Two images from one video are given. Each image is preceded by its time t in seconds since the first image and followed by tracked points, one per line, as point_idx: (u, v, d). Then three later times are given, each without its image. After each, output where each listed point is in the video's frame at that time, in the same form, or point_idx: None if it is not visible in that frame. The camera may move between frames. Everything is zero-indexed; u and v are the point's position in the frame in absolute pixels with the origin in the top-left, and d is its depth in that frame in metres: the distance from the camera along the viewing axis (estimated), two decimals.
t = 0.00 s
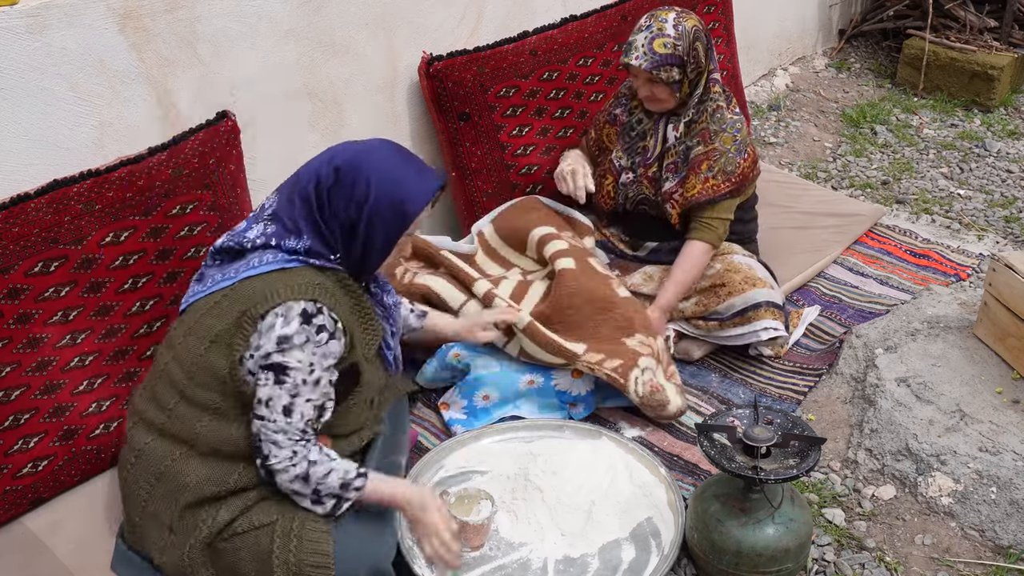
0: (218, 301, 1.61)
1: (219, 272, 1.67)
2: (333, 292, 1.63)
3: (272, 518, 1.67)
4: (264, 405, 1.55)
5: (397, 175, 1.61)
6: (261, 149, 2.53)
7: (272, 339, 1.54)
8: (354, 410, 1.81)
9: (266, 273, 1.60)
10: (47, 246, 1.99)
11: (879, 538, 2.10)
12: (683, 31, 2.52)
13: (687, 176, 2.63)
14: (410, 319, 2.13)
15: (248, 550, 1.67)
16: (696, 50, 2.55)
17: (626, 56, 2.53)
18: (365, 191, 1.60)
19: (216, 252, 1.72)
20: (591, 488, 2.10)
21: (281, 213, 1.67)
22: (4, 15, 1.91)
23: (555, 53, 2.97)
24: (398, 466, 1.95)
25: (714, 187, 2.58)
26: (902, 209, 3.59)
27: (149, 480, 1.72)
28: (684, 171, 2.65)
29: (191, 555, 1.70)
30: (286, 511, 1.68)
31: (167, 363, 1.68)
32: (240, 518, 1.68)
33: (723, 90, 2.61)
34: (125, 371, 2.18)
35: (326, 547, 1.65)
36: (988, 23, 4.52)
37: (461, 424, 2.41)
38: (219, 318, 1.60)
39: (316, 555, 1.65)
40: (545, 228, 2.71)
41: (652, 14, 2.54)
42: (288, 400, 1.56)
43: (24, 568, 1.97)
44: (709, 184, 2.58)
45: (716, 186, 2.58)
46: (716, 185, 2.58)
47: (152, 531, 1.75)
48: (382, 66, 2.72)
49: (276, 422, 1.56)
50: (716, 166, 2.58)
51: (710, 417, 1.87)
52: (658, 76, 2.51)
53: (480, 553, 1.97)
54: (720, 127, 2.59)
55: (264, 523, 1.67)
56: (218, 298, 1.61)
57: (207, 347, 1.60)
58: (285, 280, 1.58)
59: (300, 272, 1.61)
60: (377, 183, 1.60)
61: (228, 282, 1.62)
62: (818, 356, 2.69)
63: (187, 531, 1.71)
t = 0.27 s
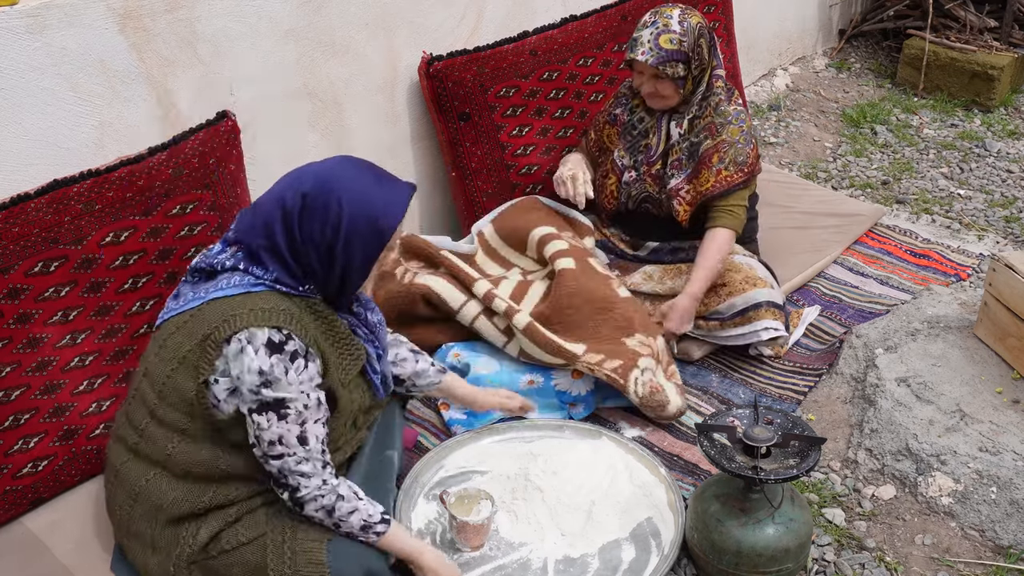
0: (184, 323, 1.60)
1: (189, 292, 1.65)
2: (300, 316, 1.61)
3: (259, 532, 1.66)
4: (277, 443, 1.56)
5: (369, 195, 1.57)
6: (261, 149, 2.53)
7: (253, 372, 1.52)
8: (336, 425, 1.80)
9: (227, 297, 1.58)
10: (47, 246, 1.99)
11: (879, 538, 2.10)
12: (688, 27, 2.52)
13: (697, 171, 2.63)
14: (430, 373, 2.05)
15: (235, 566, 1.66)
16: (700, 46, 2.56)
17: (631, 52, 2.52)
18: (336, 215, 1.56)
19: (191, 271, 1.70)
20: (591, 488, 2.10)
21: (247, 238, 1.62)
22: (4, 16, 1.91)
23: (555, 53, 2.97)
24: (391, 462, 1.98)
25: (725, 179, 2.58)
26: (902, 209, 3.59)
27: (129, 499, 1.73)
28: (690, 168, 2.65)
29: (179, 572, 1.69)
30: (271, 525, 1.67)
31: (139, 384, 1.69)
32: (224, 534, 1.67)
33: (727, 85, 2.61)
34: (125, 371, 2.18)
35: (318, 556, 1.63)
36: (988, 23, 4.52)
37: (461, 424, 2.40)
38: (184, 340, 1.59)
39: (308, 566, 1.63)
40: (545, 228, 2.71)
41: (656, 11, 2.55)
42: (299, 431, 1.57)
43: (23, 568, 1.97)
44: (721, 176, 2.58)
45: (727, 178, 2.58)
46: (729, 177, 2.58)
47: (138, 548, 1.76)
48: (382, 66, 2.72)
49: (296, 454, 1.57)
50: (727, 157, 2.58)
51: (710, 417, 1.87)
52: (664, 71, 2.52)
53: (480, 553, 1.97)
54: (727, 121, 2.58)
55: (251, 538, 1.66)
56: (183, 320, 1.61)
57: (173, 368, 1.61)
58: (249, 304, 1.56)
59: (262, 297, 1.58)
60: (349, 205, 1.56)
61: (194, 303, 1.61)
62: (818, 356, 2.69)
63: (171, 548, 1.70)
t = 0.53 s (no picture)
0: (199, 329, 1.59)
1: (211, 296, 1.64)
2: (312, 339, 1.60)
3: (264, 540, 1.66)
4: (294, 467, 1.57)
5: (385, 217, 1.56)
6: (261, 149, 2.53)
7: (271, 394, 1.52)
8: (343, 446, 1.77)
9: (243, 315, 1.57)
10: (47, 246, 1.99)
11: (879, 538, 2.10)
12: (693, 25, 2.53)
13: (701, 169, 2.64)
14: (471, 382, 2.08)
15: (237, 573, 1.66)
16: (704, 45, 2.56)
17: (636, 48, 2.52)
18: (352, 237, 1.55)
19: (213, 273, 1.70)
20: (591, 487, 2.10)
21: (264, 264, 1.61)
22: (4, 16, 1.91)
23: (555, 53, 2.97)
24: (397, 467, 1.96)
25: (730, 177, 2.59)
26: (902, 209, 3.59)
27: (131, 497, 1.72)
28: (693, 167, 2.66)
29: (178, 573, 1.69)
30: (276, 533, 1.68)
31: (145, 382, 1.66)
32: (226, 539, 1.68)
33: (729, 84, 2.62)
34: (125, 371, 2.18)
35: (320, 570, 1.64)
36: (988, 23, 4.52)
37: (462, 424, 2.40)
38: (197, 346, 1.58)
39: None
40: (545, 228, 2.71)
41: (661, 8, 2.55)
42: (317, 455, 1.58)
43: (23, 568, 1.97)
44: (725, 173, 2.59)
45: (731, 175, 2.59)
46: (734, 174, 2.59)
47: (138, 544, 1.76)
48: (382, 66, 2.72)
49: (312, 478, 1.59)
50: (731, 154, 2.59)
51: (710, 417, 1.87)
52: (668, 68, 2.52)
53: (480, 551, 1.96)
54: (729, 118, 2.59)
55: (256, 545, 1.66)
56: (196, 327, 1.59)
57: (182, 372, 1.58)
58: (267, 325, 1.56)
59: (279, 317, 1.58)
60: (364, 229, 1.55)
61: (215, 310, 1.60)
62: (818, 356, 2.69)
63: (171, 549, 1.70)
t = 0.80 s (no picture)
0: (221, 335, 1.58)
1: (229, 300, 1.65)
2: (335, 346, 1.59)
3: (278, 549, 1.66)
4: (301, 477, 1.57)
5: (411, 226, 1.56)
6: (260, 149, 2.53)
7: (290, 404, 1.51)
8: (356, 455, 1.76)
9: (269, 321, 1.57)
10: (48, 246, 1.99)
11: (879, 538, 2.10)
12: (703, 28, 2.52)
13: (696, 174, 2.63)
14: (458, 377, 2.07)
15: None
16: (712, 49, 2.56)
17: (644, 47, 2.52)
18: (376, 246, 1.55)
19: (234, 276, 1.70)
20: (584, 476, 2.11)
21: (286, 270, 1.61)
22: (4, 16, 1.91)
23: (555, 53, 2.97)
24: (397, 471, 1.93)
25: (723, 187, 2.59)
26: (903, 209, 3.59)
27: (144, 500, 1.71)
28: (691, 172, 2.65)
29: None
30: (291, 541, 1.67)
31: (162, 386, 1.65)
32: (240, 546, 1.67)
33: (734, 91, 2.61)
34: (126, 371, 2.18)
35: None
36: (988, 23, 4.52)
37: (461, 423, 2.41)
38: (218, 351, 1.57)
39: None
40: (545, 228, 2.70)
41: (671, 9, 2.55)
42: (325, 466, 1.58)
43: (24, 568, 1.97)
44: (718, 184, 2.59)
45: (725, 186, 2.59)
46: (726, 185, 2.59)
47: (149, 546, 1.75)
48: (382, 66, 2.72)
49: (317, 489, 1.59)
50: (726, 166, 2.58)
51: (710, 417, 1.87)
52: (675, 69, 2.52)
53: (474, 539, 1.96)
54: (731, 128, 2.59)
55: (269, 554, 1.66)
56: (218, 332, 1.59)
57: (202, 377, 1.58)
58: (293, 333, 1.56)
59: (303, 325, 1.57)
60: (388, 238, 1.55)
61: (236, 316, 1.59)
62: (818, 356, 2.69)
63: (184, 553, 1.70)
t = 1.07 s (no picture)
0: (215, 336, 1.58)
1: (225, 301, 1.64)
2: (331, 348, 1.58)
3: (278, 550, 1.66)
4: (291, 478, 1.56)
5: (406, 227, 1.55)
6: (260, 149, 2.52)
7: (282, 407, 1.51)
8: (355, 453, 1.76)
9: (265, 322, 1.56)
10: (47, 246, 1.99)
11: (879, 538, 2.09)
12: (711, 28, 2.53)
13: (700, 176, 2.63)
14: (443, 369, 2.08)
15: None
16: (720, 49, 2.57)
17: (653, 46, 2.52)
18: (371, 246, 1.55)
19: (230, 276, 1.69)
20: (577, 465, 2.11)
21: (285, 263, 1.62)
22: (3, 15, 1.91)
23: (555, 53, 2.97)
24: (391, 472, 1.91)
25: (727, 189, 2.59)
26: (903, 209, 3.59)
27: (143, 501, 1.71)
28: (695, 173, 2.65)
29: None
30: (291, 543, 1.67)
31: (158, 387, 1.64)
32: (240, 547, 1.67)
33: (739, 92, 2.64)
34: (125, 371, 2.18)
35: None
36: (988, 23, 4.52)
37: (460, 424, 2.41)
38: (213, 353, 1.56)
39: None
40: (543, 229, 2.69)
41: (680, 8, 2.55)
42: (315, 468, 1.57)
43: (24, 568, 1.97)
44: (722, 186, 2.59)
45: (728, 188, 2.58)
46: (730, 187, 2.59)
47: (149, 548, 1.75)
48: (382, 66, 2.71)
49: (305, 490, 1.58)
50: (731, 167, 2.59)
51: (710, 417, 1.87)
52: (683, 68, 2.51)
53: (471, 531, 1.94)
54: (736, 130, 2.60)
55: (269, 555, 1.65)
56: (214, 334, 1.58)
57: (197, 379, 1.57)
58: (288, 334, 1.55)
59: (298, 326, 1.57)
60: (383, 238, 1.55)
61: (230, 317, 1.59)
62: (818, 356, 2.68)
63: (184, 555, 1.70)
